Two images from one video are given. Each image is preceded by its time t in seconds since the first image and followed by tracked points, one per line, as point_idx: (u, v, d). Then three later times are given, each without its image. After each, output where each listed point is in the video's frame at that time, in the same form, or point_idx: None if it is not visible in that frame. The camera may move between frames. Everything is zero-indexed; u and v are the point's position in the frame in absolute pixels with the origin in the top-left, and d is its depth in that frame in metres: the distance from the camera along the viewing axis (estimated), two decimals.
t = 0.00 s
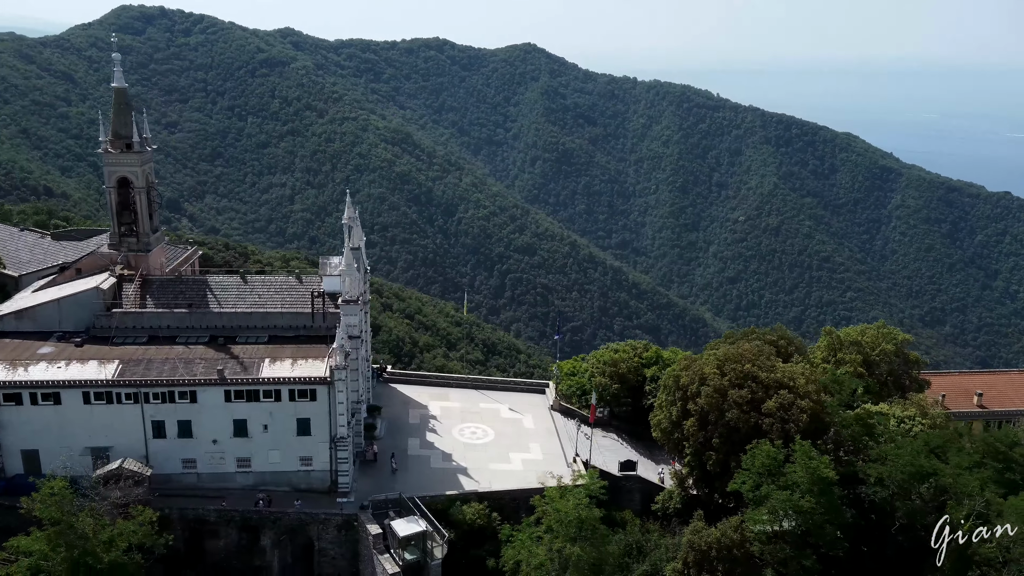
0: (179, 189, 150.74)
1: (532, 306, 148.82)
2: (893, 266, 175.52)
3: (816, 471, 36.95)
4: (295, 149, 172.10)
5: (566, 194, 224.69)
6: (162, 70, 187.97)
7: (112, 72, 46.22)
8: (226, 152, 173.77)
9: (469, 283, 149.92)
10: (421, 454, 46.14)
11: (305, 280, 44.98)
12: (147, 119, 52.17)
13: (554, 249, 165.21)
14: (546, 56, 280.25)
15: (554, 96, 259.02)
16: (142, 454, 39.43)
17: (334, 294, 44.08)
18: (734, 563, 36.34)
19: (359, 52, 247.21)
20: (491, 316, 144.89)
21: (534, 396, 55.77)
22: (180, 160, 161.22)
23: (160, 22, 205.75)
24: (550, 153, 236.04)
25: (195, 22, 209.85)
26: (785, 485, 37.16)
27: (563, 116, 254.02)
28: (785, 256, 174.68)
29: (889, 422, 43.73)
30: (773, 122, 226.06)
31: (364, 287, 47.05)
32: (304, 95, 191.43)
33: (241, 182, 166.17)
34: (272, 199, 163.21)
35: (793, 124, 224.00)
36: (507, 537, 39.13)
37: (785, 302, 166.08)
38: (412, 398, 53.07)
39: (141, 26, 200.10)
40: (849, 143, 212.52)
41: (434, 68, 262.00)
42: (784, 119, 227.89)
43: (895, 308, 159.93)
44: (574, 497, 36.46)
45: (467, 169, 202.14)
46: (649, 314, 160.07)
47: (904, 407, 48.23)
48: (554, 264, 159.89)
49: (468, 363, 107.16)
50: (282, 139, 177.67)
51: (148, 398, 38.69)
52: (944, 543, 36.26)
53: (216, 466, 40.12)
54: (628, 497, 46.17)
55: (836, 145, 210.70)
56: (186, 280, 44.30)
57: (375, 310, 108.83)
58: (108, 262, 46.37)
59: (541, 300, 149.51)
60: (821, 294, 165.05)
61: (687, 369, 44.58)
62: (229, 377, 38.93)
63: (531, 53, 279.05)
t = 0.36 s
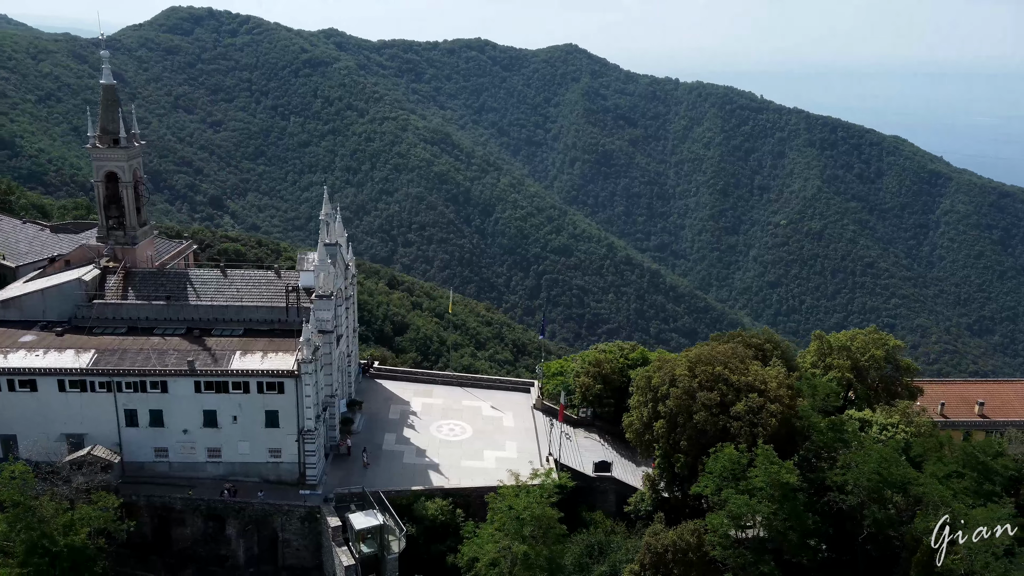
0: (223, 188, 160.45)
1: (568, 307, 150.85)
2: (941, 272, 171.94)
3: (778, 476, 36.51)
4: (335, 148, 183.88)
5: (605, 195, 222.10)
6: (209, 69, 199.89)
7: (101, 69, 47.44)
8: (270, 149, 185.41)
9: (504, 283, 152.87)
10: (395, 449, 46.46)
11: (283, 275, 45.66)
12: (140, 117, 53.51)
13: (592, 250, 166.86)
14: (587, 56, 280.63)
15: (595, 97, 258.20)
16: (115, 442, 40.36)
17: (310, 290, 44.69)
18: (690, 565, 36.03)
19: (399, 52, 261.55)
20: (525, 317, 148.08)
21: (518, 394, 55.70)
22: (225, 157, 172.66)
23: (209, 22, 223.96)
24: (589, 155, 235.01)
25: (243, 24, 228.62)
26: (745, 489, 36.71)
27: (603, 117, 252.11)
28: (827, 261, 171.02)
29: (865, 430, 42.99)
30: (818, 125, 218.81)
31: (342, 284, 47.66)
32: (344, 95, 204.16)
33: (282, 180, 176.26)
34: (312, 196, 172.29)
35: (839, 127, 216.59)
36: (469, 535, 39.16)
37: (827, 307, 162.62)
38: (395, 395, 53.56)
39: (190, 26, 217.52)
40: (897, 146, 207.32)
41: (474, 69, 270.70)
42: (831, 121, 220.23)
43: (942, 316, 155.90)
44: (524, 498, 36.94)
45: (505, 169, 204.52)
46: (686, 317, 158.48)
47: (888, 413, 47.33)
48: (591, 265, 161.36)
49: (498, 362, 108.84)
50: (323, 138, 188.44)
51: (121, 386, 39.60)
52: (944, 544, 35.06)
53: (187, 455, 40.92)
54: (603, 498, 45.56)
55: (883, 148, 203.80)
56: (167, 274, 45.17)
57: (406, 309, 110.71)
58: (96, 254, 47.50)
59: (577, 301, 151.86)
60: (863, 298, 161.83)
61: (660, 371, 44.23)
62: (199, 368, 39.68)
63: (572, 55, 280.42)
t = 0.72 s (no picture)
0: (237, 188, 163.46)
1: (580, 308, 150.93)
2: (957, 275, 170.45)
3: (762, 477, 36.43)
4: (348, 146, 185.18)
5: (618, 195, 222.22)
6: (223, 71, 202.96)
7: (97, 68, 47.85)
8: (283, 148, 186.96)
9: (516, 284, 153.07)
10: (385, 447, 46.63)
11: (275, 273, 45.92)
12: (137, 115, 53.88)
13: (604, 250, 166.57)
14: (601, 57, 280.06)
15: (608, 98, 257.78)
16: (106, 438, 40.70)
17: (300, 288, 44.92)
18: (672, 566, 35.86)
19: (413, 52, 263.76)
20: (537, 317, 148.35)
21: (511, 393, 55.69)
22: (240, 157, 175.90)
23: (222, 22, 226.57)
24: (603, 155, 234.79)
25: (256, 24, 231.08)
26: (730, 491, 36.63)
27: (616, 117, 251.34)
28: (842, 263, 169.66)
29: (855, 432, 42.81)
30: (833, 125, 216.75)
31: (334, 282, 47.89)
32: (358, 95, 205.00)
33: (296, 178, 178.01)
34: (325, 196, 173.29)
35: (853, 128, 214.69)
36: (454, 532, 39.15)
37: (841, 310, 161.57)
38: (388, 393, 53.72)
39: (205, 27, 219.87)
40: (913, 147, 205.67)
41: (488, 69, 271.60)
42: (845, 121, 218.63)
43: (958, 319, 154.56)
44: (506, 499, 37.03)
45: (518, 169, 204.82)
46: (699, 318, 158.04)
47: (882, 415, 46.99)
48: (603, 265, 161.19)
49: (508, 362, 109.32)
50: (336, 138, 189.89)
51: (110, 383, 39.95)
52: (944, 543, 34.69)
53: (176, 451, 41.24)
54: (593, 498, 45.49)
55: (899, 150, 203.06)
56: (160, 271, 45.52)
57: (416, 309, 111.39)
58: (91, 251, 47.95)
59: (589, 301, 152.03)
60: (878, 301, 160.74)
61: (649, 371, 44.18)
62: (188, 365, 39.99)
63: (586, 55, 280.25)
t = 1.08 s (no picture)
0: (251, 187, 167.60)
1: (592, 309, 150.71)
2: (973, 278, 169.14)
3: (745, 479, 36.30)
4: (362, 147, 186.54)
5: (631, 196, 221.97)
6: (239, 71, 210.07)
7: (92, 67, 48.25)
8: (298, 147, 189.65)
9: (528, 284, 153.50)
10: (373, 445, 46.80)
11: (265, 271, 46.17)
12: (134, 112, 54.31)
13: (616, 251, 166.19)
14: (616, 57, 279.31)
15: (622, 98, 256.28)
16: (95, 434, 41.10)
17: (289, 286, 45.14)
18: (653, 566, 35.66)
19: (428, 53, 266.89)
20: (549, 317, 148.46)
21: (503, 393, 55.69)
22: (254, 157, 179.20)
23: (239, 23, 232.53)
24: (617, 156, 234.47)
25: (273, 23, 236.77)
26: (712, 492, 36.55)
27: (631, 117, 250.21)
28: (857, 264, 167.80)
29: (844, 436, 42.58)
30: (850, 126, 214.99)
31: (324, 279, 48.03)
32: (373, 95, 205.92)
33: (309, 178, 180.11)
34: (338, 195, 176.50)
35: (870, 129, 213.06)
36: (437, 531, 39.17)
37: (856, 312, 160.12)
38: (380, 392, 53.89)
39: (221, 27, 226.30)
40: (930, 149, 203.96)
41: (502, 70, 273.15)
42: (861, 123, 216.69)
43: (975, 322, 153.14)
44: (486, 497, 37.04)
45: (531, 169, 205.06)
46: (711, 320, 157.47)
47: (873, 417, 46.68)
48: (616, 266, 160.84)
49: (518, 362, 109.53)
50: (349, 138, 191.35)
51: (99, 379, 40.33)
52: (945, 543, 34.10)
53: (164, 447, 41.54)
54: (580, 499, 45.46)
55: (915, 151, 202.26)
56: (152, 268, 45.92)
57: (426, 308, 111.96)
58: (85, 248, 48.44)
59: (601, 302, 151.78)
60: (893, 303, 159.14)
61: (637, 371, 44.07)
62: (175, 362, 40.30)
63: (600, 55, 279.67)
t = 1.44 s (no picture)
0: (264, 186, 168.36)
1: (603, 309, 150.34)
2: (989, 281, 167.81)
3: (725, 480, 36.24)
4: (375, 147, 188.40)
5: (644, 197, 221.41)
6: (254, 71, 211.42)
7: (85, 66, 48.60)
8: (311, 147, 190.96)
9: (539, 284, 153.42)
10: (361, 443, 46.99)
11: (254, 268, 46.44)
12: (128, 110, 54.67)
13: (628, 251, 165.79)
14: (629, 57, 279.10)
15: (635, 98, 256.20)
16: (83, 429, 41.48)
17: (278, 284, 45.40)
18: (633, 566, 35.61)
19: (442, 53, 267.82)
20: (560, 318, 148.36)
21: (495, 391, 55.78)
22: (267, 156, 180.38)
23: (254, 24, 234.44)
24: (629, 156, 233.91)
25: (287, 25, 238.07)
26: (693, 492, 36.46)
27: (644, 118, 249.49)
28: (871, 266, 166.48)
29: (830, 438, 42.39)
30: (864, 127, 213.56)
31: (314, 278, 48.27)
32: (386, 95, 207.72)
33: (322, 177, 181.72)
34: (350, 194, 177.83)
35: (885, 130, 211.62)
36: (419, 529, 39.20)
37: (870, 314, 158.73)
38: (371, 390, 54.13)
39: (236, 28, 228.17)
40: (946, 150, 202.23)
41: (515, 70, 274.04)
42: (877, 124, 215.13)
43: (990, 325, 151.50)
44: (468, 496, 37.05)
45: (543, 169, 205.20)
46: (723, 321, 156.50)
47: (862, 419, 46.42)
48: (627, 266, 160.52)
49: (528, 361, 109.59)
50: (362, 138, 192.32)
51: (87, 375, 40.68)
52: (946, 544, 33.32)
53: (151, 443, 41.87)
54: (568, 498, 45.49)
55: (931, 152, 200.67)
56: (143, 266, 46.27)
57: (435, 309, 112.34)
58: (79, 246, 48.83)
59: (613, 302, 151.36)
60: (908, 306, 157.66)
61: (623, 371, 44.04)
62: (162, 358, 40.60)
63: (613, 55, 279.28)
